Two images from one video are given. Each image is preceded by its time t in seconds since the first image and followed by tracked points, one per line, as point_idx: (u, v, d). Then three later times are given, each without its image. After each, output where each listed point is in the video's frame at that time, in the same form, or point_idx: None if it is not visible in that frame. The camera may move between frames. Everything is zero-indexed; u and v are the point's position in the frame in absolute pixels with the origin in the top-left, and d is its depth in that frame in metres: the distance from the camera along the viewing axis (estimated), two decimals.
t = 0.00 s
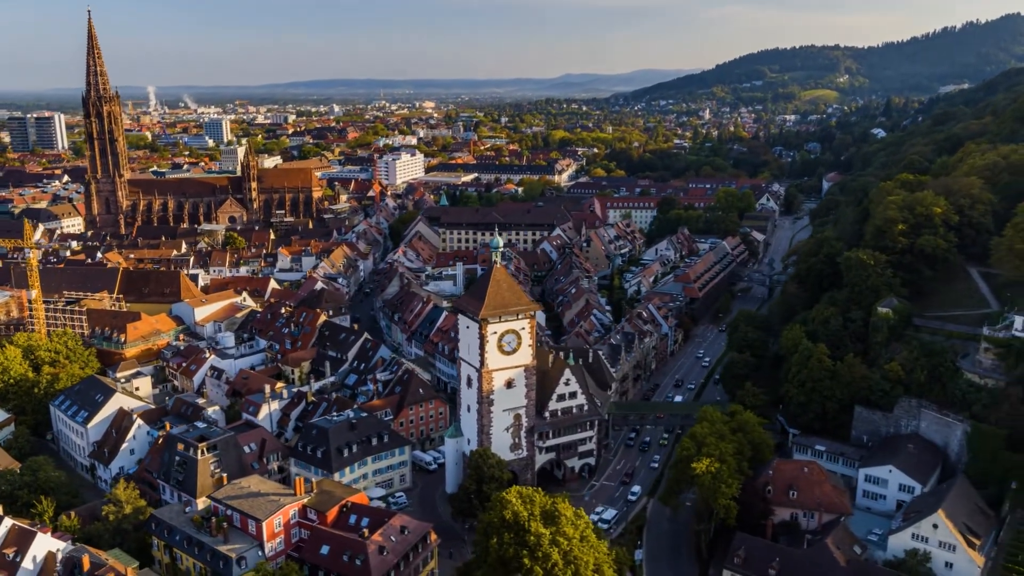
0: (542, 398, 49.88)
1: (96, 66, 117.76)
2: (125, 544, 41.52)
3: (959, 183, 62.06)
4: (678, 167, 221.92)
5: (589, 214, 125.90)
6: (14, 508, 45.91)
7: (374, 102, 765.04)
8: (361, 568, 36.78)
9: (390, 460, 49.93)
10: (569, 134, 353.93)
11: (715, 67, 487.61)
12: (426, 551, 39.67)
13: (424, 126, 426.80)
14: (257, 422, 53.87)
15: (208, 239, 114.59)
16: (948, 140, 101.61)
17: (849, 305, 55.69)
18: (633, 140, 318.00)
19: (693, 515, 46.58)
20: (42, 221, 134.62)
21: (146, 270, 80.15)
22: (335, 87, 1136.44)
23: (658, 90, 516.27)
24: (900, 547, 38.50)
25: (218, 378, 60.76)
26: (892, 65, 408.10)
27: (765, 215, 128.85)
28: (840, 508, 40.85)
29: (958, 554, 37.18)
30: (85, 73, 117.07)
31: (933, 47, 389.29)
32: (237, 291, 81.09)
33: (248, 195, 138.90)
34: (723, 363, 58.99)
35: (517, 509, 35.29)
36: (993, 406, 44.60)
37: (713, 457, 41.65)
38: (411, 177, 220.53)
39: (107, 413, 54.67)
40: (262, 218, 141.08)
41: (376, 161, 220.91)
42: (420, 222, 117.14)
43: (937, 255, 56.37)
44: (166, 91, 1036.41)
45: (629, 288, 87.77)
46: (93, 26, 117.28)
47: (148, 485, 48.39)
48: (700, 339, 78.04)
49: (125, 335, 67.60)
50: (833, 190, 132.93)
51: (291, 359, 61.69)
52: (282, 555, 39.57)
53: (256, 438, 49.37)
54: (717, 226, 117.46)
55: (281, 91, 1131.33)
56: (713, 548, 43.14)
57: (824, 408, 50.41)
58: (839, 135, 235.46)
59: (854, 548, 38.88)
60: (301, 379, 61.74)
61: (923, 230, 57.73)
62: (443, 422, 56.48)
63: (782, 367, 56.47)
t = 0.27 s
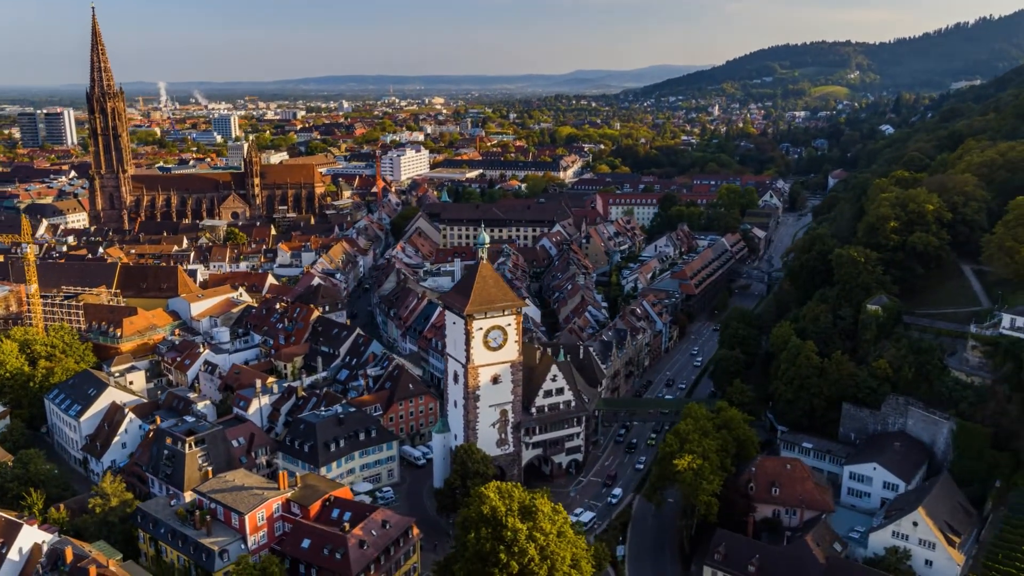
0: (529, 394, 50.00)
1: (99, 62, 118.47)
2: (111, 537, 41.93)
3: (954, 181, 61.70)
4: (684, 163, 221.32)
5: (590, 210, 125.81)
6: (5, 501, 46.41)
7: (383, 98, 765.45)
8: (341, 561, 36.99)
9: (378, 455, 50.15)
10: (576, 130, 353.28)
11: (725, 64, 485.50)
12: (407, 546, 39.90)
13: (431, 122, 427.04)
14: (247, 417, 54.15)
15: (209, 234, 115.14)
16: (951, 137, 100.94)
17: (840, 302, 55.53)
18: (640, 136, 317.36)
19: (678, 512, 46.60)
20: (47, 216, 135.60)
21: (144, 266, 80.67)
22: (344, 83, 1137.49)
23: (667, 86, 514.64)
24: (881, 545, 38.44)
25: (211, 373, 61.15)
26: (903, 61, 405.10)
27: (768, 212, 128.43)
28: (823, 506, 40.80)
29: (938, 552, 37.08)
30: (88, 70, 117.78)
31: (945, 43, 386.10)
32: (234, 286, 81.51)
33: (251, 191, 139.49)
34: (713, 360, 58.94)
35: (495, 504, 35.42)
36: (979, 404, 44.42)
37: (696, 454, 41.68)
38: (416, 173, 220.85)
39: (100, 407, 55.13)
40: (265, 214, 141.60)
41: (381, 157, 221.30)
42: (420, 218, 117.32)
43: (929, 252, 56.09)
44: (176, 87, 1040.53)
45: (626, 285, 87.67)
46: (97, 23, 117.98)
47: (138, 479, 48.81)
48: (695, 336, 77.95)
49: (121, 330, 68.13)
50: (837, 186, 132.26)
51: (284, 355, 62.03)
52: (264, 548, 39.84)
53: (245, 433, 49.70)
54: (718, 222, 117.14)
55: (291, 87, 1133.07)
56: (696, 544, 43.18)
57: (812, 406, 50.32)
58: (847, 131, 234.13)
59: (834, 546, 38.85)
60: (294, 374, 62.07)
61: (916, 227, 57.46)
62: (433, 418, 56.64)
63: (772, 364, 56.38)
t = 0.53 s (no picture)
0: (522, 391, 50.09)
1: (102, 60, 118.82)
2: (104, 532, 42.17)
3: (951, 180, 61.54)
4: (687, 161, 220.93)
5: (591, 208, 125.77)
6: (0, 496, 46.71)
7: (389, 96, 765.19)
8: (330, 557, 37.17)
9: (371, 452, 50.31)
10: (581, 128, 352.86)
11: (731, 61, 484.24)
12: (397, 542, 40.10)
13: (436, 120, 427.16)
14: (242, 413, 54.28)
15: (211, 232, 115.46)
16: (953, 135, 100.54)
17: (834, 301, 55.42)
18: (644, 134, 316.90)
19: (670, 509, 46.62)
20: (51, 214, 136.14)
21: (143, 263, 80.99)
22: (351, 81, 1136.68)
23: (673, 83, 513.64)
24: (870, 543, 38.44)
25: (208, 370, 61.37)
26: (911, 59, 403.30)
27: (769, 210, 128.19)
28: (813, 504, 40.80)
29: (927, 550, 37.09)
30: (91, 67, 118.15)
31: (952, 41, 384.20)
32: (233, 284, 81.77)
33: (253, 188, 139.81)
34: (709, 359, 58.93)
35: (484, 501, 35.60)
36: (971, 403, 44.34)
37: (686, 452, 41.71)
38: (419, 171, 220.97)
39: (96, 403, 55.40)
40: (266, 211, 141.85)
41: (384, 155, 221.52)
42: (420, 216, 117.45)
43: (925, 251, 55.94)
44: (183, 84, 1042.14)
45: (624, 283, 87.63)
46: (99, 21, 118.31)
47: (133, 475, 49.06)
48: (692, 335, 77.91)
49: (120, 327, 68.44)
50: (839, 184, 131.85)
51: (280, 352, 62.22)
52: (256, 544, 40.01)
53: (239, 429, 49.97)
54: (719, 221, 116.93)
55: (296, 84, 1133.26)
56: (686, 542, 43.25)
57: (805, 404, 50.30)
58: (852, 129, 233.36)
59: (824, 544, 38.86)
60: (290, 371, 62.26)
61: (912, 225, 57.30)
62: (427, 415, 56.74)
63: (767, 363, 56.33)
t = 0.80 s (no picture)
0: (514, 388, 50.20)
1: (105, 57, 119.31)
2: (96, 527, 42.46)
3: (948, 178, 61.32)
4: (692, 158, 220.29)
5: (592, 206, 125.67)
6: None
7: (396, 94, 765.23)
8: (318, 553, 37.33)
9: (364, 448, 50.52)
10: (587, 125, 352.23)
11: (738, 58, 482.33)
12: (386, 538, 40.27)
13: (442, 117, 426.94)
14: (236, 409, 54.44)
15: (212, 229, 115.83)
16: (955, 133, 100.04)
17: (829, 299, 55.31)
18: (650, 131, 316.06)
19: (660, 507, 46.65)
20: (55, 210, 136.78)
21: (143, 259, 81.33)
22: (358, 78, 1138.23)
23: (680, 81, 512.11)
24: (857, 542, 38.45)
25: (204, 366, 61.67)
26: (919, 55, 400.80)
27: (772, 208, 127.85)
28: (801, 502, 40.77)
29: (914, 549, 37.05)
30: (94, 65, 118.63)
31: (961, 38, 381.76)
32: (231, 280, 82.07)
33: (255, 185, 140.17)
34: (703, 356, 58.87)
35: (470, 498, 35.80)
36: (963, 401, 44.20)
37: (675, 450, 41.75)
38: (424, 168, 221.07)
39: (93, 399, 55.73)
40: (269, 208, 142.18)
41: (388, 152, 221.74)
42: (422, 213, 117.61)
43: (920, 250, 55.75)
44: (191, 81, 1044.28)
45: (623, 280, 87.56)
46: (102, 18, 118.76)
47: (127, 470, 49.39)
48: (690, 333, 77.90)
49: (117, 323, 68.84)
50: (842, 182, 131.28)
51: (276, 348, 62.47)
52: (246, 539, 40.24)
53: (233, 425, 50.37)
54: (720, 219, 116.63)
55: (304, 81, 1133.79)
56: (675, 539, 43.27)
57: (798, 402, 50.30)
58: (859, 127, 232.27)
59: (811, 542, 38.86)
60: (286, 368, 62.52)
61: (907, 223, 57.16)
62: (422, 412, 56.88)
63: (761, 360, 56.27)
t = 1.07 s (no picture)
0: (504, 384, 50.34)
1: (111, 52, 120.09)
2: (87, 519, 42.93)
3: (945, 175, 60.99)
4: (699, 154, 219.71)
5: (595, 202, 125.64)
6: None
7: (406, 89, 765.73)
8: (302, 546, 37.64)
9: (355, 443, 50.80)
10: (595, 121, 351.57)
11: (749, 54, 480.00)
12: (372, 532, 40.53)
13: (451, 112, 427.04)
14: (230, 404, 54.81)
15: (216, 224, 116.49)
16: (960, 129, 99.39)
17: (822, 296, 55.16)
18: (658, 127, 315.19)
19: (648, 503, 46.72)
20: (62, 205, 137.84)
21: (144, 254, 81.91)
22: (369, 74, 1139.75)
23: (691, 77, 510.22)
24: (841, 539, 38.44)
25: (200, 360, 62.11)
26: (932, 51, 397.70)
27: (776, 204, 127.42)
28: (787, 499, 40.77)
29: (897, 547, 37.00)
30: (100, 60, 119.44)
31: (975, 33, 378.50)
32: (231, 276, 82.52)
33: (260, 180, 140.80)
34: (697, 353, 58.86)
35: (452, 493, 35.99)
36: (951, 400, 44.09)
37: (660, 446, 41.84)
38: (430, 164, 221.39)
39: (89, 392, 56.26)
40: (274, 203, 142.83)
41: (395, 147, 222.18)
42: (424, 209, 117.87)
43: (915, 247, 55.55)
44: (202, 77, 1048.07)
45: (623, 276, 87.52)
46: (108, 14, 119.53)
47: (120, 463, 49.87)
48: (688, 329, 77.86)
49: (116, 317, 69.40)
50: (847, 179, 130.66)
51: (272, 343, 62.87)
52: (233, 532, 40.61)
53: (224, 419, 50.36)
54: (723, 215, 116.34)
55: (315, 77, 1135.67)
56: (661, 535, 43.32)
57: (788, 399, 50.25)
58: (868, 123, 230.91)
59: (795, 539, 38.87)
60: (282, 363, 62.91)
61: (902, 221, 56.97)
62: (415, 407, 57.09)
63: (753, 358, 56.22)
